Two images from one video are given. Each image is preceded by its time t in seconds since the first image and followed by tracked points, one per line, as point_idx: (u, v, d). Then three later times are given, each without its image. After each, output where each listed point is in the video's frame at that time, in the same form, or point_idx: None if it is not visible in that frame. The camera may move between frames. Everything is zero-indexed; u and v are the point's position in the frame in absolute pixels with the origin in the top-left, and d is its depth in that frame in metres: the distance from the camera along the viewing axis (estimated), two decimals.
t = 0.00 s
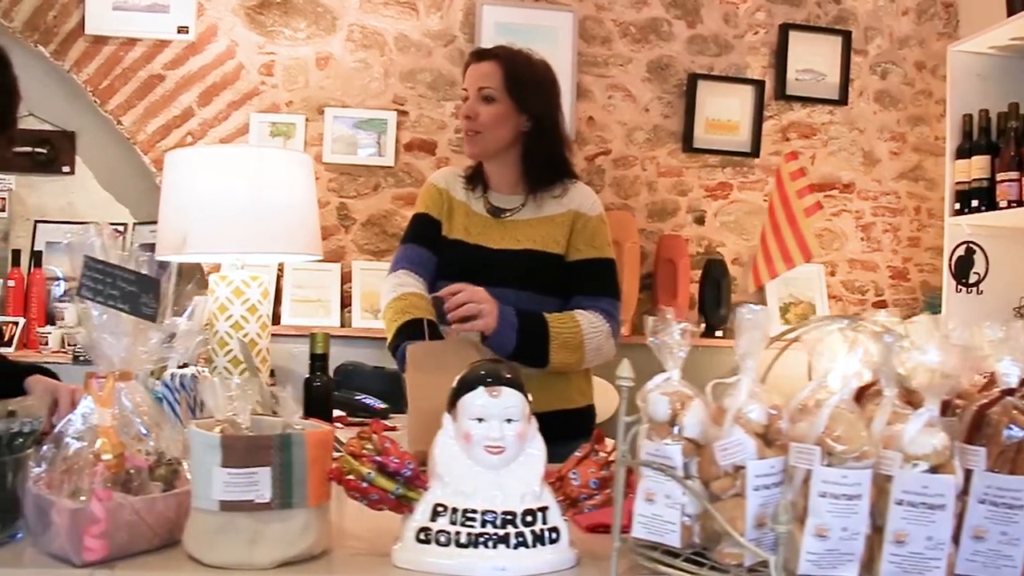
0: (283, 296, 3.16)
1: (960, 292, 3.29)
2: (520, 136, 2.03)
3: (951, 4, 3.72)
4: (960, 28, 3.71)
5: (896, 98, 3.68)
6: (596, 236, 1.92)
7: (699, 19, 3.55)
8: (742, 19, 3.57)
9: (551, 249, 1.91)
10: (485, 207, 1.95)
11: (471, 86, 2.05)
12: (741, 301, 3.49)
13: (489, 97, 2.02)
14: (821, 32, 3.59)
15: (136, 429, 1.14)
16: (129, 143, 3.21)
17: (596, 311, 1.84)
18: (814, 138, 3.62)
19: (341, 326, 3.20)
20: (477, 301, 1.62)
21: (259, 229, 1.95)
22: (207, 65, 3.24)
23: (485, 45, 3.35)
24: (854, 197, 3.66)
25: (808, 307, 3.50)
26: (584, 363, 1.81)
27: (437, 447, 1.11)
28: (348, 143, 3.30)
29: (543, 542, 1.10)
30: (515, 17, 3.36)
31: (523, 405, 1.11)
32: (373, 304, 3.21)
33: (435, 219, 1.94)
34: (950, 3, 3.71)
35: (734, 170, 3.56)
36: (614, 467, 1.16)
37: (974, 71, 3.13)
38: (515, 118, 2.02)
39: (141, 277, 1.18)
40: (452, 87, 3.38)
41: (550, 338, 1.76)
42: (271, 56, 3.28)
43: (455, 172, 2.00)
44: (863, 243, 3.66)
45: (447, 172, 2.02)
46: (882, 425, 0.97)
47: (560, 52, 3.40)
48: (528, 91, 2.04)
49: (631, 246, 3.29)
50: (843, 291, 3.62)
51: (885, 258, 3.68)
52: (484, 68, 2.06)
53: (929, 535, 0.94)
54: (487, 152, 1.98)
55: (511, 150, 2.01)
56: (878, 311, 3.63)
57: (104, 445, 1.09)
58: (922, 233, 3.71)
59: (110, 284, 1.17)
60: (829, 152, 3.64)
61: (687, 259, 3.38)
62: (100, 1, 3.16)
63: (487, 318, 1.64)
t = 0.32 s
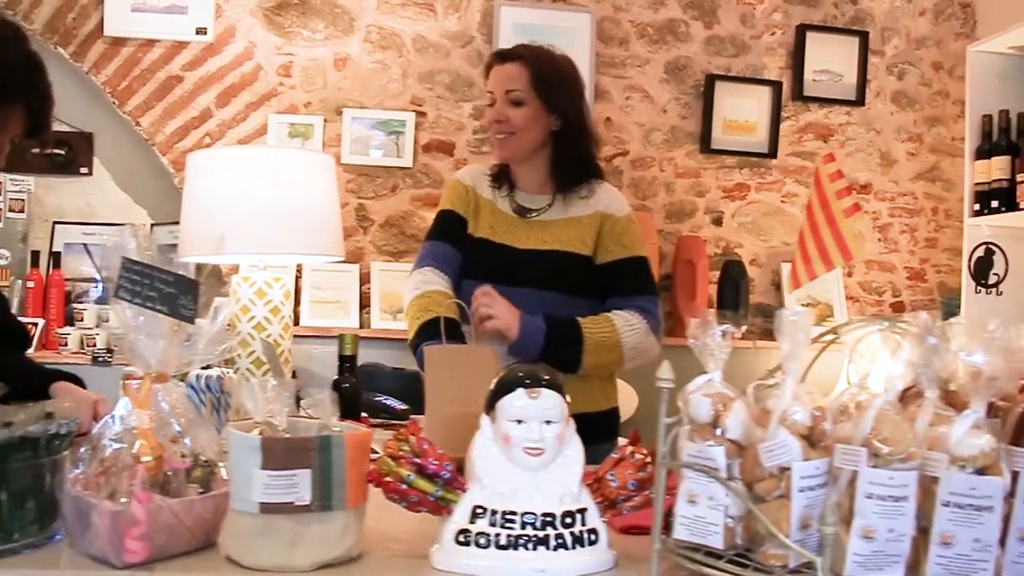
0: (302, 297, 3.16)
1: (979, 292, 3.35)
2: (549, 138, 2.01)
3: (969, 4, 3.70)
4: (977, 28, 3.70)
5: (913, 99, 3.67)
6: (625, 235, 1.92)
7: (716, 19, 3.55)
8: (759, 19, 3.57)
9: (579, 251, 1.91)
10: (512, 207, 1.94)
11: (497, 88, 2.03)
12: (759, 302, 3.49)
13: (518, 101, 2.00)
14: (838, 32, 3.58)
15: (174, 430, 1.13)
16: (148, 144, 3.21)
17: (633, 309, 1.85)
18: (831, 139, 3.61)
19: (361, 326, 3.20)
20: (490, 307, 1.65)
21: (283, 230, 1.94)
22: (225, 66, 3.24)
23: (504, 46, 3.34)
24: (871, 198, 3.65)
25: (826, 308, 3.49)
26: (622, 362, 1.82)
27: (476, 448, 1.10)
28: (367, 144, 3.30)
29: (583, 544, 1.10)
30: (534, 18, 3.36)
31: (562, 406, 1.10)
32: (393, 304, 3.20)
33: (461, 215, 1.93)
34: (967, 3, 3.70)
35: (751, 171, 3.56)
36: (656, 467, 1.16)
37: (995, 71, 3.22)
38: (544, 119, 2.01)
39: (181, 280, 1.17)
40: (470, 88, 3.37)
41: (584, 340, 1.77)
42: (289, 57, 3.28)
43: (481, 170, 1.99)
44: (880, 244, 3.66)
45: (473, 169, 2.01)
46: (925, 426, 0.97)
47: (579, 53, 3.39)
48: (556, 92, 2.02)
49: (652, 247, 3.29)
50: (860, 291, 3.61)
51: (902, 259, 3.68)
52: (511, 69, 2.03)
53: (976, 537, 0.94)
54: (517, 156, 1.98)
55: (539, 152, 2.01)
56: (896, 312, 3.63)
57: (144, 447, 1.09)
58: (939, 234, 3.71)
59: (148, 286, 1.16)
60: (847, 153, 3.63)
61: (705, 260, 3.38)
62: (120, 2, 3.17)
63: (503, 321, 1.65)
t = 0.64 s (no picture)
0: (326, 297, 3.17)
1: (1004, 292, 3.35)
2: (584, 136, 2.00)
3: (992, 2, 3.68)
4: (1000, 26, 3.68)
5: (936, 98, 3.65)
6: (661, 234, 1.89)
7: (738, 19, 3.54)
8: (780, 19, 3.55)
9: (612, 251, 1.89)
10: (544, 206, 1.93)
11: (531, 89, 2.00)
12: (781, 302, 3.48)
13: (553, 102, 1.98)
14: (860, 32, 3.57)
15: (216, 430, 1.13)
16: (171, 145, 3.22)
17: (674, 306, 1.83)
18: (854, 138, 3.60)
19: (384, 327, 3.20)
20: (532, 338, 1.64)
21: (311, 229, 1.94)
22: (247, 66, 3.24)
23: (526, 47, 3.34)
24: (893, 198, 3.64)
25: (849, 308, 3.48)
26: (669, 360, 1.79)
27: (520, 449, 1.10)
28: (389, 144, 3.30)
29: (625, 544, 1.10)
30: (556, 18, 3.35)
31: (604, 406, 1.10)
32: (416, 304, 3.21)
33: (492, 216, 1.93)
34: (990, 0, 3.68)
35: (773, 171, 3.55)
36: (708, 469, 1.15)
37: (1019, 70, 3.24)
38: (579, 118, 1.99)
39: (223, 280, 1.15)
40: (492, 88, 3.37)
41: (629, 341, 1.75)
42: (312, 57, 3.28)
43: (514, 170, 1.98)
44: (902, 244, 3.65)
45: (505, 168, 2.00)
46: (973, 428, 0.97)
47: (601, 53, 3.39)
48: (592, 90, 2.00)
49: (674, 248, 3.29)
50: (882, 290, 3.61)
51: (924, 259, 3.67)
52: (544, 69, 2.01)
53: None
54: (554, 156, 1.97)
55: (574, 152, 2.00)
56: (918, 312, 3.63)
57: (188, 448, 1.08)
58: (961, 233, 3.70)
59: (191, 287, 1.15)
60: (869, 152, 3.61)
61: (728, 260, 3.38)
62: (144, 3, 3.18)
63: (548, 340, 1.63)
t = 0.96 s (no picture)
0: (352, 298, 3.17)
1: None
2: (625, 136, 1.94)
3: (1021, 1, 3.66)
4: None
5: (963, 97, 3.63)
6: (701, 234, 1.83)
7: (763, 19, 3.52)
8: (806, 19, 3.54)
9: (648, 253, 1.85)
10: (581, 207, 1.91)
11: (571, 89, 1.94)
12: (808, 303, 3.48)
13: (594, 102, 1.91)
14: (887, 32, 3.55)
15: (261, 430, 1.13)
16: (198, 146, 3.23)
17: (719, 305, 1.74)
18: (880, 139, 3.58)
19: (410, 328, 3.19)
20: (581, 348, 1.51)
21: (342, 231, 1.95)
22: (275, 67, 3.25)
23: (553, 49, 3.33)
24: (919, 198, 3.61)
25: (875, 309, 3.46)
26: (720, 361, 1.70)
27: (565, 452, 1.10)
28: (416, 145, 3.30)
29: (671, 547, 1.10)
30: (583, 19, 3.35)
31: (650, 409, 1.10)
32: (444, 305, 3.20)
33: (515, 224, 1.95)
34: None
35: (800, 171, 3.54)
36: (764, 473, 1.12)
37: None
38: (621, 117, 1.93)
39: (270, 282, 1.17)
40: (519, 89, 3.36)
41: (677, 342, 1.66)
42: (339, 58, 3.28)
43: (549, 172, 1.98)
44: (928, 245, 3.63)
45: (541, 171, 1.99)
46: None
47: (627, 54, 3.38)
48: (634, 88, 1.93)
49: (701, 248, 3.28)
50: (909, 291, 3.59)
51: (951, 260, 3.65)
52: (584, 68, 1.94)
53: None
54: (595, 158, 1.91)
55: (615, 151, 1.94)
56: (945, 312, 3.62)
57: (235, 450, 1.08)
58: (989, 234, 3.68)
59: (238, 289, 1.16)
60: (896, 153, 3.59)
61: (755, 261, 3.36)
62: (172, 5, 3.19)
63: (599, 347, 1.53)
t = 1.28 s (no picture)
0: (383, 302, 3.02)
1: None
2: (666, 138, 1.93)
3: None
4: None
5: (993, 98, 3.47)
6: (741, 238, 1.82)
7: (791, 21, 3.36)
8: (834, 20, 3.37)
9: (688, 259, 1.85)
10: (619, 212, 1.92)
11: (611, 91, 1.92)
12: (837, 308, 3.35)
13: (635, 105, 1.89)
14: (915, 32, 3.39)
15: (309, 439, 1.13)
16: (228, 151, 3.07)
17: (758, 311, 1.72)
18: (908, 141, 3.43)
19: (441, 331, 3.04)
20: (617, 352, 1.52)
21: (377, 237, 1.95)
22: (305, 71, 3.10)
23: (581, 53, 3.17)
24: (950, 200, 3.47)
25: (905, 312, 3.32)
26: (758, 367, 1.68)
27: (611, 458, 1.11)
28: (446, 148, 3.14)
29: (717, 553, 1.11)
30: (610, 22, 3.18)
31: (695, 414, 1.10)
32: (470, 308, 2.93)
33: (554, 228, 2.01)
34: None
35: (828, 174, 3.40)
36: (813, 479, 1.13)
37: None
38: (663, 120, 1.91)
39: (319, 291, 1.16)
40: (547, 92, 3.20)
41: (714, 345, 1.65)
42: (367, 62, 3.12)
43: (589, 177, 2.01)
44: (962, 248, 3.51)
45: (582, 176, 2.03)
46: None
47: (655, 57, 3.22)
48: (677, 90, 1.91)
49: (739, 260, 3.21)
50: (942, 295, 3.42)
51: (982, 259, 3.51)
52: (625, 70, 1.92)
53: None
54: (635, 162, 1.91)
55: (655, 154, 1.92)
56: (975, 316, 3.49)
57: (284, 457, 1.09)
58: (1019, 235, 3.52)
59: (287, 297, 1.16)
60: (925, 154, 3.44)
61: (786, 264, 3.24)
62: (200, 10, 3.04)
63: (634, 350, 1.53)
